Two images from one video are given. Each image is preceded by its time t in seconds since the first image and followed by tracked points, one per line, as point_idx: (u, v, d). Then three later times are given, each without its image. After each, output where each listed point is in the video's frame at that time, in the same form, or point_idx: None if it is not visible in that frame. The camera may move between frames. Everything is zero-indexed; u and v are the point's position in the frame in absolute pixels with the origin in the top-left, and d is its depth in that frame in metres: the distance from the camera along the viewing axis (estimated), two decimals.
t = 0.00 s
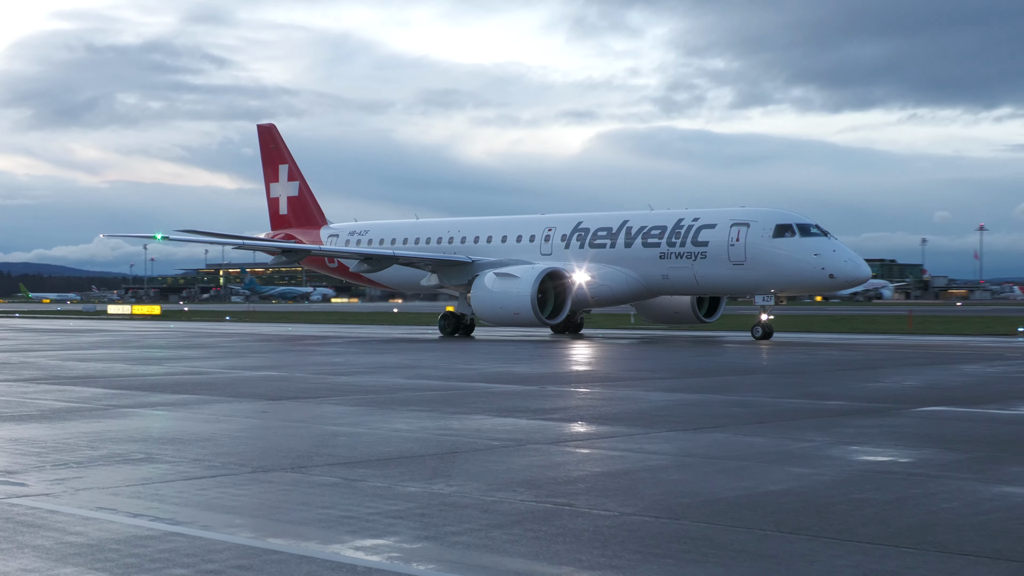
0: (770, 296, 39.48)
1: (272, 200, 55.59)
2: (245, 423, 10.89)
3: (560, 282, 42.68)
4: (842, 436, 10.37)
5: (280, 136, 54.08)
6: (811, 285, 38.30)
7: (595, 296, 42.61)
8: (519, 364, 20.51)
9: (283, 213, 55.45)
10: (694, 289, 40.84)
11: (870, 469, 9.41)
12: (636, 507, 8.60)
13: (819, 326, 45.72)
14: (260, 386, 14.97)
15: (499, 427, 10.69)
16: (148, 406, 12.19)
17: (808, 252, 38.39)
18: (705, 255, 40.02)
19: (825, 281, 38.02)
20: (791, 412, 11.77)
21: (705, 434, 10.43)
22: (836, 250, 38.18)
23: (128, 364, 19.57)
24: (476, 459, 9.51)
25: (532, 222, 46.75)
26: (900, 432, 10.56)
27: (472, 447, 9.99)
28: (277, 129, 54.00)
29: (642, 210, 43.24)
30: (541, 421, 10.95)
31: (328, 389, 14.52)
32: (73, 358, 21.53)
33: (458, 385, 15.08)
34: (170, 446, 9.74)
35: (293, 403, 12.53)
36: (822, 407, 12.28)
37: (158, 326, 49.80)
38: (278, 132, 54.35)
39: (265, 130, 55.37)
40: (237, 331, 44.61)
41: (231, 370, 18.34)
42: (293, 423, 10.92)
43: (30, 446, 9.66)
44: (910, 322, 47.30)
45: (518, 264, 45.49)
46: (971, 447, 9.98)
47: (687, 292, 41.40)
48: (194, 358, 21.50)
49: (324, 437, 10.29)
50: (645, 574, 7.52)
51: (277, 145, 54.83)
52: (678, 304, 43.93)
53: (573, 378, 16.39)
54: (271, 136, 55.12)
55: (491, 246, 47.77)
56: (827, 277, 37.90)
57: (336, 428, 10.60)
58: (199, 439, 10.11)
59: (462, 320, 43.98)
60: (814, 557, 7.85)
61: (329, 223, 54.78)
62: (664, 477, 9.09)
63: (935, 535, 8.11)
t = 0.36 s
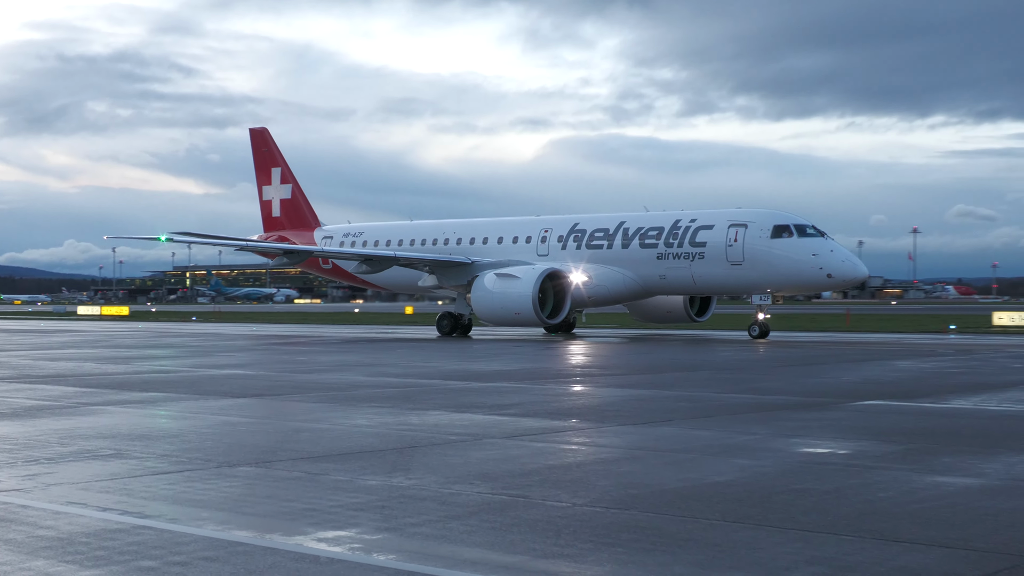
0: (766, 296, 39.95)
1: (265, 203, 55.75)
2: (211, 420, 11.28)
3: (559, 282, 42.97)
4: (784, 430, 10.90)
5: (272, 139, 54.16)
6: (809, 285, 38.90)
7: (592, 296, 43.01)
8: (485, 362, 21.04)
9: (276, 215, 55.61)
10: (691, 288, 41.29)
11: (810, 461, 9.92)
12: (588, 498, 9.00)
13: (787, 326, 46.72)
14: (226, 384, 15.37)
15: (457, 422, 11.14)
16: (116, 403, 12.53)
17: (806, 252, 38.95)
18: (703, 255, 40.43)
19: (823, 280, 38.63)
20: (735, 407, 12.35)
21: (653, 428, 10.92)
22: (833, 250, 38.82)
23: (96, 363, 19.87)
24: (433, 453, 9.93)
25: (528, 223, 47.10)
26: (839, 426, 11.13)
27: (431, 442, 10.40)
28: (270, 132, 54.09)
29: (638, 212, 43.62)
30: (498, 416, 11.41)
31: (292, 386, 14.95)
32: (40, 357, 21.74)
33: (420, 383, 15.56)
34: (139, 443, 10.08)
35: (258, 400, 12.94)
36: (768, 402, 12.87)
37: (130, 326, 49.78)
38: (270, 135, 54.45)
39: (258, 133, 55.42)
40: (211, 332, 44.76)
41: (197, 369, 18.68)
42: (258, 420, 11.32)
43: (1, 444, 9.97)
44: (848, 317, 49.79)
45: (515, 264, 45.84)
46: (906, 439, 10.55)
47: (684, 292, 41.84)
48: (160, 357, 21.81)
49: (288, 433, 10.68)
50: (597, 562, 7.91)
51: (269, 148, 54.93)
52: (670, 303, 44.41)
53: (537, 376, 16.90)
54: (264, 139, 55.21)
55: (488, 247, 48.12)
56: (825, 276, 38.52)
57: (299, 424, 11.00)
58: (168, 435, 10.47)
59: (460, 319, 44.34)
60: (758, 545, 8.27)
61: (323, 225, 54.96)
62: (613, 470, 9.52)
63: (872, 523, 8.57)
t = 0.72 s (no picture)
0: (765, 296, 40.56)
1: (260, 206, 55.85)
2: (179, 416, 11.67)
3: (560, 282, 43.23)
4: (729, 424, 11.43)
5: (267, 143, 54.20)
6: (808, 285, 39.51)
7: (592, 297, 43.40)
8: (449, 360, 21.59)
9: (271, 218, 55.74)
10: (690, 289, 41.78)
11: (754, 454, 10.43)
12: (543, 490, 9.41)
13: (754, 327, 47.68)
14: (194, 382, 15.81)
15: (417, 418, 11.61)
16: (86, 401, 12.90)
17: (805, 253, 39.56)
18: (703, 256, 40.89)
19: (822, 281, 39.28)
20: (682, 404, 12.93)
21: (605, 424, 11.40)
22: (832, 251, 39.46)
23: (64, 363, 20.16)
24: (395, 448, 10.34)
25: (527, 226, 47.46)
26: (782, 420, 11.71)
27: (393, 437, 10.83)
28: (264, 136, 54.19)
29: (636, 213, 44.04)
30: (456, 412, 11.89)
31: (257, 384, 15.39)
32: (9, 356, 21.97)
33: (384, 380, 16.05)
34: (109, 439, 10.44)
35: (225, 398, 13.38)
36: (717, 399, 13.47)
37: (102, 326, 49.76)
38: (265, 139, 54.50)
39: (253, 137, 55.48)
40: (184, 332, 44.91)
41: (163, 368, 19.07)
42: (225, 416, 11.73)
43: None
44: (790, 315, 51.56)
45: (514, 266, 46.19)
46: (845, 433, 11.13)
47: (682, 292, 42.32)
48: (127, 357, 22.15)
49: (254, 430, 11.08)
50: (553, 551, 8.32)
51: (264, 151, 55.00)
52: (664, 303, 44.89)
53: (497, 374, 17.49)
54: (258, 143, 55.26)
55: (486, 249, 48.46)
56: (824, 277, 39.15)
57: (265, 420, 11.43)
58: (138, 432, 10.85)
59: (460, 320, 44.63)
60: (704, 533, 8.71)
61: (318, 227, 55.12)
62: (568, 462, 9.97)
63: (813, 512, 9.02)
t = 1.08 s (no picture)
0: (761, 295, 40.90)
1: (252, 207, 55.90)
2: (143, 412, 12.05)
3: (558, 281, 43.59)
4: (674, 417, 11.96)
5: (258, 145, 54.19)
6: (805, 285, 39.82)
7: (587, 297, 43.75)
8: (411, 357, 22.14)
9: (263, 220, 55.80)
10: (686, 288, 42.15)
11: (697, 446, 10.95)
12: (496, 482, 9.83)
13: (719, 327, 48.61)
14: (157, 379, 16.18)
15: (375, 413, 12.05)
16: (52, 397, 13.23)
17: (802, 253, 39.86)
18: (699, 256, 41.25)
19: (818, 280, 39.58)
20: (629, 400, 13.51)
21: (556, 418, 11.89)
22: (828, 251, 39.74)
23: (28, 361, 20.42)
24: (354, 442, 10.76)
25: (523, 227, 47.86)
26: (725, 413, 12.27)
27: (352, 432, 11.26)
28: (256, 138, 54.24)
29: (631, 214, 44.44)
30: (412, 408, 12.35)
31: (219, 381, 15.81)
32: None
33: (345, 377, 16.53)
34: (75, 435, 10.77)
35: (188, 394, 13.78)
36: (664, 394, 14.07)
37: (69, 326, 49.70)
38: (256, 141, 54.49)
39: (244, 139, 55.43)
40: (154, 332, 45.06)
41: (125, 365, 19.40)
42: (188, 412, 12.13)
43: None
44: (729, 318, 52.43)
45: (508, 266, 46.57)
46: (784, 426, 11.70)
47: (678, 292, 42.69)
48: (90, 354, 22.44)
49: (217, 425, 11.46)
50: (506, 540, 8.74)
51: (255, 153, 54.99)
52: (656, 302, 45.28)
53: (455, 371, 18.02)
54: (250, 145, 55.24)
55: (481, 250, 48.80)
56: (821, 276, 39.45)
57: (227, 416, 11.82)
58: (103, 427, 11.20)
59: (457, 320, 44.90)
60: (650, 522, 9.13)
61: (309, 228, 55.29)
62: (520, 454, 10.41)
63: (753, 501, 9.46)
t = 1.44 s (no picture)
0: (770, 293, 41.04)
1: (239, 203, 55.47)
2: (95, 412, 12.03)
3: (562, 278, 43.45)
4: (629, 415, 12.08)
5: (245, 141, 53.69)
6: (817, 283, 39.89)
7: (591, 295, 43.56)
8: (375, 355, 22.19)
9: (250, 216, 55.39)
10: (693, 286, 42.11)
11: (651, 444, 11.05)
12: (452, 480, 9.85)
13: (690, 325, 49.01)
14: (112, 378, 16.12)
15: (331, 413, 12.10)
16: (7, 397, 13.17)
17: (814, 251, 39.93)
18: (708, 254, 41.26)
19: (830, 279, 39.65)
20: (585, 400, 13.65)
21: (513, 415, 11.98)
22: (841, 249, 39.85)
23: None
24: (310, 441, 10.78)
25: (522, 224, 47.53)
26: (679, 411, 12.41)
27: (308, 431, 11.30)
28: (243, 134, 53.73)
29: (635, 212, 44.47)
30: (368, 407, 12.42)
31: (175, 380, 15.80)
32: None
33: (303, 377, 16.58)
34: (27, 436, 10.73)
35: (144, 393, 13.77)
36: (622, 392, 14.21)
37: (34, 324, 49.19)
38: (243, 137, 53.99)
39: (230, 135, 54.88)
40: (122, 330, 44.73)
41: (79, 365, 19.29)
42: (141, 412, 12.13)
43: None
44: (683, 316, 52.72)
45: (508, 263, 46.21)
46: (737, 423, 11.85)
47: (685, 290, 42.64)
48: (48, 353, 22.28)
49: (171, 425, 11.46)
50: (461, 537, 8.77)
51: (242, 149, 54.49)
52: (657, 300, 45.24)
53: (413, 370, 18.11)
54: (236, 140, 54.71)
55: (480, 247, 48.40)
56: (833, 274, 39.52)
57: (181, 416, 11.83)
58: (55, 427, 11.17)
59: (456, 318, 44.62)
60: (605, 520, 9.17)
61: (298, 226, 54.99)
62: (476, 453, 10.47)
63: (708, 499, 9.53)
